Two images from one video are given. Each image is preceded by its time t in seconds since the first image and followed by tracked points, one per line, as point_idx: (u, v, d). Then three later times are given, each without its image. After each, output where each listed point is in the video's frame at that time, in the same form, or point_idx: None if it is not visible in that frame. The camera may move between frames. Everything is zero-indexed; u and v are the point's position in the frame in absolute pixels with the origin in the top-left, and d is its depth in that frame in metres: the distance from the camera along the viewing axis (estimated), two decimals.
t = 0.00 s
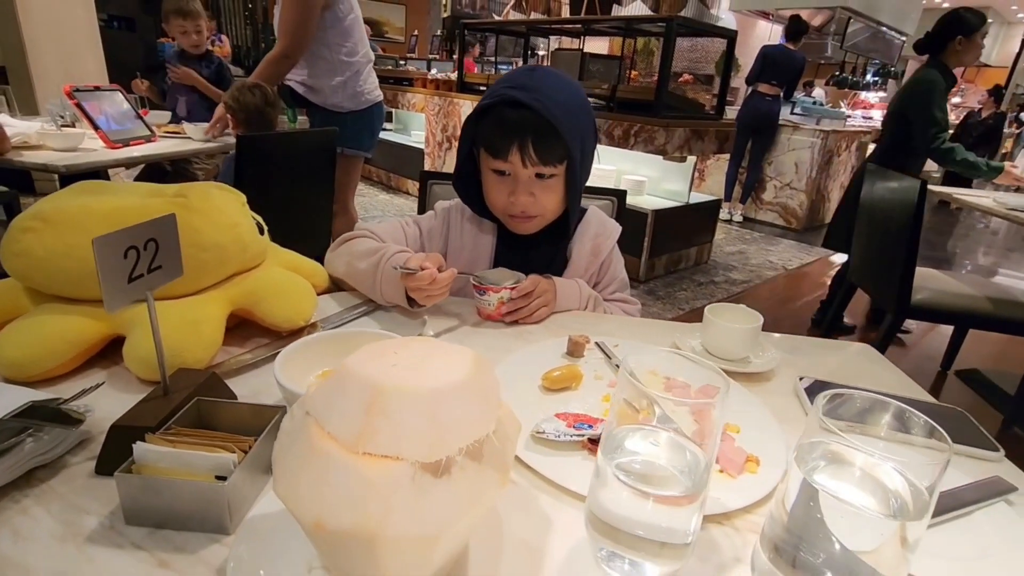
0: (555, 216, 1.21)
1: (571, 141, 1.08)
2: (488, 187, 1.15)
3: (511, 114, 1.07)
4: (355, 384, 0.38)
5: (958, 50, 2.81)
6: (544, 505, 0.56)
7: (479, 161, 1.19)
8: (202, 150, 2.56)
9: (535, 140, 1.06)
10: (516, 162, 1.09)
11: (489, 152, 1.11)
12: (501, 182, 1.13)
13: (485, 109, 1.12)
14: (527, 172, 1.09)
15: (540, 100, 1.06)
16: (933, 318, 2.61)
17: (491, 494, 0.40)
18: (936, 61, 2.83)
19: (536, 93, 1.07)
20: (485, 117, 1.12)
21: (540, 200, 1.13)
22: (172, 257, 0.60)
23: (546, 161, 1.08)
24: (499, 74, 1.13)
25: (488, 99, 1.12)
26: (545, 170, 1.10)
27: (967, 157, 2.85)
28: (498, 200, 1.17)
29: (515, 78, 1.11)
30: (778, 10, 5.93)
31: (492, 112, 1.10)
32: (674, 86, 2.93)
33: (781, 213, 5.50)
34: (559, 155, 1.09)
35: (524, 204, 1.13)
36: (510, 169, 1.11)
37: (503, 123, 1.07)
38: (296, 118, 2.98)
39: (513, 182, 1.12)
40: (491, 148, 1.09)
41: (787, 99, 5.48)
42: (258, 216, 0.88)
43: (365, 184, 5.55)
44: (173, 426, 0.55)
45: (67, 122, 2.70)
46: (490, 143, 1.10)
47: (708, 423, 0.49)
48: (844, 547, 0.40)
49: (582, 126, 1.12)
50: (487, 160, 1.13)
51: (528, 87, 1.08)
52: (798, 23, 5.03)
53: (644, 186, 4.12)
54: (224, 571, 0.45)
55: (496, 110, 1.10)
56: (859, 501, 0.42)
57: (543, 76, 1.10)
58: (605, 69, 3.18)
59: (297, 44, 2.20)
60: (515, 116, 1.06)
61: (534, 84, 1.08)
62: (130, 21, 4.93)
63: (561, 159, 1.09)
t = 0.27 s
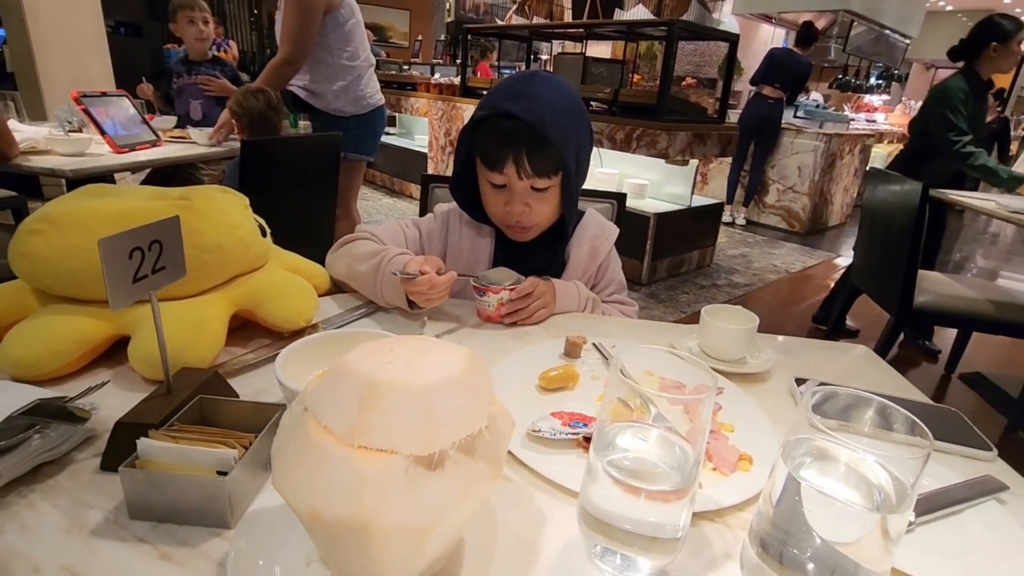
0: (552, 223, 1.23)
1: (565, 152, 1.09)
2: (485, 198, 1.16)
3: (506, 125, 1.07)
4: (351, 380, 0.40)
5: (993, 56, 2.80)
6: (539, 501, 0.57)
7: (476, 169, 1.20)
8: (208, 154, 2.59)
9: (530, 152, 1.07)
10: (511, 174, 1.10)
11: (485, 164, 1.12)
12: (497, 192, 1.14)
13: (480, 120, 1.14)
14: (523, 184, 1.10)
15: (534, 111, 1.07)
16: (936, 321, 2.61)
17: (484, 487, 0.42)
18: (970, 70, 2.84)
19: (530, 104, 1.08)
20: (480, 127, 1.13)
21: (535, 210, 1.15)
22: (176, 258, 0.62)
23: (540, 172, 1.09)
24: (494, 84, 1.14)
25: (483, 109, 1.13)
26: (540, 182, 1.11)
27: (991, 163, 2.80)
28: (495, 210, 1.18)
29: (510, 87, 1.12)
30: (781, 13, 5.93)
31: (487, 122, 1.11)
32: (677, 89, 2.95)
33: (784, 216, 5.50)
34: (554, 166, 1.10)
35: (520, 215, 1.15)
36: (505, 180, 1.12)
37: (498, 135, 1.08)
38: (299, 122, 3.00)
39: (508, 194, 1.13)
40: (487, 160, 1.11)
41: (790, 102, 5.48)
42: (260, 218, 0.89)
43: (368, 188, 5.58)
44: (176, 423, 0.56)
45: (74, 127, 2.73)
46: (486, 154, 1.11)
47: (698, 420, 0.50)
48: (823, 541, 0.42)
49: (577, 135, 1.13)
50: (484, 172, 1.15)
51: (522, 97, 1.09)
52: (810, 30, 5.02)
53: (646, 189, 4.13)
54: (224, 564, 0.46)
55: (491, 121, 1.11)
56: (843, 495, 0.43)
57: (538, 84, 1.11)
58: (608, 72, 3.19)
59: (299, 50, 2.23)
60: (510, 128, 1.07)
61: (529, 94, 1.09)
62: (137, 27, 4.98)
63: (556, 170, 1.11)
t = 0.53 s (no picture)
0: (547, 229, 1.23)
1: (557, 160, 1.09)
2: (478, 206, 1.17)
3: (498, 135, 1.07)
4: (341, 378, 0.40)
5: None
6: (534, 501, 0.57)
7: (470, 176, 1.21)
8: (211, 157, 2.60)
9: (522, 161, 1.07)
10: (504, 183, 1.10)
11: (478, 172, 1.12)
12: (491, 201, 1.14)
13: (473, 127, 1.13)
14: (515, 193, 1.10)
15: (525, 121, 1.06)
16: (941, 322, 2.59)
17: (475, 485, 0.42)
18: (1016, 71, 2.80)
19: (521, 113, 1.07)
20: (473, 135, 1.13)
21: (529, 217, 1.15)
22: (172, 258, 0.62)
23: (533, 180, 1.09)
24: (487, 92, 1.14)
25: (475, 118, 1.13)
26: (533, 190, 1.11)
27: None
28: (490, 217, 1.19)
29: (502, 95, 1.12)
30: (785, 14, 5.91)
31: (479, 131, 1.12)
32: (681, 90, 2.94)
33: (789, 216, 5.48)
34: (547, 174, 1.10)
35: (514, 223, 1.15)
36: (498, 189, 1.11)
37: (490, 144, 1.08)
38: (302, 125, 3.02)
39: (501, 202, 1.13)
40: (480, 169, 1.11)
41: (795, 103, 5.46)
42: (258, 220, 0.89)
43: (372, 190, 5.59)
44: (170, 423, 0.56)
45: (80, 130, 2.75)
46: (479, 163, 1.11)
47: (692, 419, 0.49)
48: (817, 541, 0.42)
49: (570, 142, 1.12)
50: (478, 180, 1.15)
51: (514, 106, 1.09)
52: (820, 32, 5.01)
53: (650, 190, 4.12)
54: (216, 564, 0.46)
55: (483, 129, 1.11)
56: (839, 496, 0.43)
57: (531, 92, 1.10)
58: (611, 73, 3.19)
59: (302, 54, 2.24)
60: (502, 138, 1.07)
61: (521, 103, 1.09)
62: (142, 31, 5.01)
63: (549, 178, 1.10)
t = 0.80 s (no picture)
0: (543, 230, 1.21)
1: (544, 164, 1.07)
2: (470, 208, 1.17)
3: (484, 140, 1.06)
4: (328, 369, 0.39)
5: None
6: (530, 498, 0.56)
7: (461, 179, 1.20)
8: (214, 156, 2.60)
9: (508, 166, 1.06)
10: (493, 186, 1.09)
11: (468, 176, 1.12)
12: (482, 202, 1.14)
13: (459, 133, 1.12)
14: (506, 196, 1.10)
15: (511, 126, 1.04)
16: (948, 321, 2.56)
17: (466, 481, 0.41)
18: None
19: (505, 119, 1.05)
20: (460, 141, 1.12)
21: (522, 219, 1.14)
22: (163, 251, 0.61)
23: (520, 183, 1.08)
24: (473, 97, 1.12)
25: (460, 123, 1.11)
26: (524, 192, 1.10)
27: None
28: (483, 219, 1.18)
29: (489, 98, 1.10)
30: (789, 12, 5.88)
31: (465, 136, 1.10)
32: (685, 89, 2.93)
33: (794, 215, 5.44)
34: (535, 177, 1.08)
35: (506, 225, 1.15)
36: (488, 191, 1.11)
37: (476, 149, 1.07)
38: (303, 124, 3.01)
39: (493, 204, 1.13)
40: (469, 173, 1.10)
41: (800, 101, 5.43)
42: (254, 215, 0.88)
43: (375, 190, 5.59)
44: (160, 419, 0.55)
45: (83, 130, 2.76)
46: (467, 168, 1.10)
47: (690, 413, 0.48)
48: (819, 538, 0.41)
49: (559, 143, 1.10)
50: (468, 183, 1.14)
51: (499, 111, 1.07)
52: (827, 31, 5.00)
53: (653, 189, 4.10)
54: (204, 561, 0.45)
55: (469, 136, 1.09)
56: (843, 491, 0.41)
57: (516, 95, 1.09)
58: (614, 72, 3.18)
59: (303, 54, 2.23)
60: (487, 143, 1.06)
61: (504, 108, 1.07)
62: (147, 33, 5.03)
63: (537, 181, 1.09)
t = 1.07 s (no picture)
0: (546, 224, 1.21)
1: (546, 159, 1.06)
2: (471, 200, 1.16)
3: (485, 134, 1.05)
4: (321, 362, 0.38)
5: None
6: (531, 495, 0.55)
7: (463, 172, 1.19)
8: (217, 156, 2.60)
9: (510, 160, 1.05)
10: (495, 179, 1.09)
11: (470, 169, 1.11)
12: (483, 195, 1.14)
13: (461, 126, 1.11)
14: (507, 189, 1.10)
15: (513, 120, 1.03)
16: (956, 319, 2.54)
17: (463, 476, 0.40)
18: None
19: (507, 113, 1.04)
20: (461, 134, 1.11)
21: (522, 213, 1.14)
22: (158, 245, 0.61)
23: (522, 178, 1.07)
24: (476, 90, 1.11)
25: (463, 116, 1.10)
26: (525, 186, 1.09)
27: None
28: (483, 212, 1.18)
29: (493, 92, 1.09)
30: (794, 9, 5.85)
31: (467, 130, 1.09)
32: (689, 88, 2.90)
33: (799, 213, 5.41)
34: (536, 173, 1.07)
35: (506, 219, 1.14)
36: (490, 184, 1.11)
37: (478, 143, 1.07)
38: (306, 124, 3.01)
39: (494, 197, 1.12)
40: (471, 166, 1.10)
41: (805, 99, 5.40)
42: (253, 211, 0.88)
43: (378, 190, 5.59)
44: (156, 415, 0.54)
45: (87, 131, 2.77)
46: (469, 161, 1.10)
47: (694, 407, 0.47)
48: (826, 536, 0.39)
49: (561, 138, 1.09)
50: (469, 174, 1.14)
51: (501, 104, 1.06)
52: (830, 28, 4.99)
53: (657, 188, 4.08)
54: (198, 558, 0.44)
55: (471, 129, 1.09)
56: (851, 487, 0.40)
57: (518, 89, 1.07)
58: (617, 70, 3.16)
59: (306, 54, 2.23)
60: (488, 137, 1.05)
61: (507, 101, 1.06)
62: (151, 34, 5.05)
63: (539, 176, 1.08)
